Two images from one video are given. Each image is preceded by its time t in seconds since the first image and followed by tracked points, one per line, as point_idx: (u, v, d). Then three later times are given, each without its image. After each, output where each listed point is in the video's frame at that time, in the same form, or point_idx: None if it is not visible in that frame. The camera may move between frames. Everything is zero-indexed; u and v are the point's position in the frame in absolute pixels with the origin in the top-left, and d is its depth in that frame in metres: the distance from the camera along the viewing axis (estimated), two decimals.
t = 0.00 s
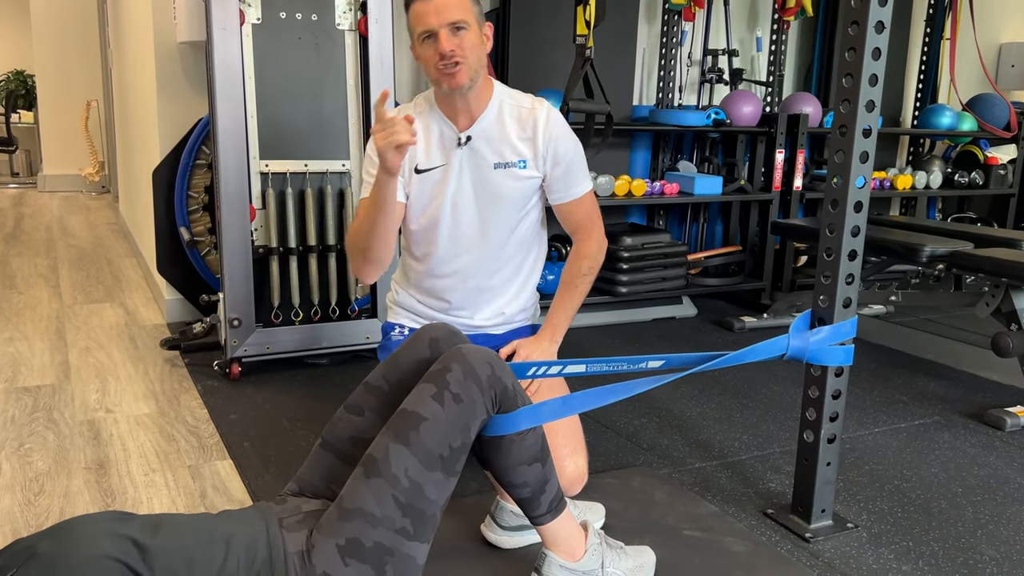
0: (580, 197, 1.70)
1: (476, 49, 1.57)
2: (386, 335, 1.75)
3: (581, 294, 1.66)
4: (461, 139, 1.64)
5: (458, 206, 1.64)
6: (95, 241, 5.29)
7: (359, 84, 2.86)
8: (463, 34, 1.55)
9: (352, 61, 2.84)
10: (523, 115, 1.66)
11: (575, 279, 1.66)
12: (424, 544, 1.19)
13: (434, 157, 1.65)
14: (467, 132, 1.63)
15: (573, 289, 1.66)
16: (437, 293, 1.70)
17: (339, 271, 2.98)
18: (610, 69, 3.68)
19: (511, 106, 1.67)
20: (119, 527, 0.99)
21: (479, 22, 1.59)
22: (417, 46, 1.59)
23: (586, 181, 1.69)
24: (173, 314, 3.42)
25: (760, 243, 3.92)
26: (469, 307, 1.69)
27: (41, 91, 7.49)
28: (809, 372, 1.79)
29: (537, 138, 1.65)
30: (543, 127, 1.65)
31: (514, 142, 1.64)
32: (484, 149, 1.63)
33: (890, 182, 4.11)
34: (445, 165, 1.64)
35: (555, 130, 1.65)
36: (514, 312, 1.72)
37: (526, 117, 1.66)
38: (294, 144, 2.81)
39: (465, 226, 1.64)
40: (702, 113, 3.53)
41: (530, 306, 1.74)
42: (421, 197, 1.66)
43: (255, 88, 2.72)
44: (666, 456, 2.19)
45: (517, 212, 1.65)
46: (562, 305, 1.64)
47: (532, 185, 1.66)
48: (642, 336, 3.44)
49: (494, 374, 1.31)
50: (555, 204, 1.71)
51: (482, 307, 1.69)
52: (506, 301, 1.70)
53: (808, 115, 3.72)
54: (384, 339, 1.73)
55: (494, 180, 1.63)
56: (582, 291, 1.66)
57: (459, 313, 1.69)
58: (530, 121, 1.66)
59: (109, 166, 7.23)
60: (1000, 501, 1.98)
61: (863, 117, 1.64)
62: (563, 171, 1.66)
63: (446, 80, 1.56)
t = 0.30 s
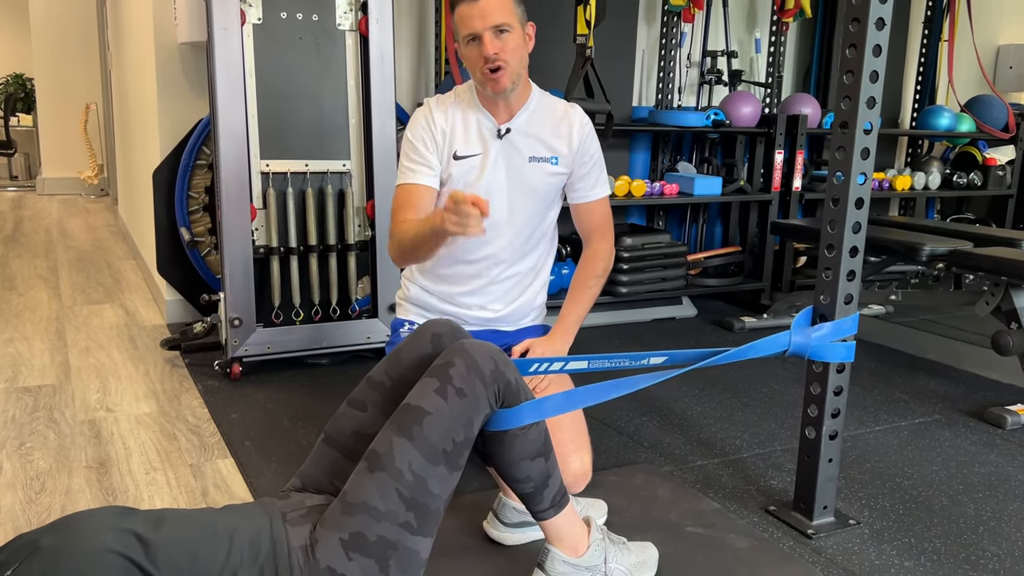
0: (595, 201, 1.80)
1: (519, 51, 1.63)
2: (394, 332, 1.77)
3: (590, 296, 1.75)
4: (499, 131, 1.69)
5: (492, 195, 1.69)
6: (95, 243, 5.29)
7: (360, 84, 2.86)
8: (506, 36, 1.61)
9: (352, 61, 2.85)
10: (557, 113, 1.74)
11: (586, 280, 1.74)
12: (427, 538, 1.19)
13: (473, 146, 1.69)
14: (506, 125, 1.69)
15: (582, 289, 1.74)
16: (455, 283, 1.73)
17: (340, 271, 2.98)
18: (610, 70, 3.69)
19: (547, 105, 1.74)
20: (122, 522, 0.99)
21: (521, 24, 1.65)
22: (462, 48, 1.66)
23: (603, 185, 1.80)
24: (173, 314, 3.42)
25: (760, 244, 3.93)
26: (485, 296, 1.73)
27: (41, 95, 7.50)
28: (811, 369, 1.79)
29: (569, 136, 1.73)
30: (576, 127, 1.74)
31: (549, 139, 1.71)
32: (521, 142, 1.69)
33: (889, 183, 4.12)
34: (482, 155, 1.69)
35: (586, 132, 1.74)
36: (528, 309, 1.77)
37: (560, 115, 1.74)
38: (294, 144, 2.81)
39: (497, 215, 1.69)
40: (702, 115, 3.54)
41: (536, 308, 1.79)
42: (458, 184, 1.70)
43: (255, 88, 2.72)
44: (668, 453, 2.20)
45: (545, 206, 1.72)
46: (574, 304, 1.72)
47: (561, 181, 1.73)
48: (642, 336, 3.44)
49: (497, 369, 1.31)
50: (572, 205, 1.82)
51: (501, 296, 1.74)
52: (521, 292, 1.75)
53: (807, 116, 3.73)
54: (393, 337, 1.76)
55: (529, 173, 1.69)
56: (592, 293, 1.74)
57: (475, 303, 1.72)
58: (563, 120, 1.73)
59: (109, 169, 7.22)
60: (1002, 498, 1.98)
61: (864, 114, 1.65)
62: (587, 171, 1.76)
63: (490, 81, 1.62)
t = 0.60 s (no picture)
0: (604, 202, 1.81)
1: (541, 52, 1.66)
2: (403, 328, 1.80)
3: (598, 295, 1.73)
4: (517, 128, 1.70)
5: (508, 192, 1.70)
6: (94, 245, 5.29)
7: (361, 83, 2.87)
8: (530, 37, 1.63)
9: (354, 61, 2.85)
10: (573, 113, 1.75)
11: (594, 280, 1.73)
12: (433, 532, 1.19)
13: (489, 142, 1.70)
14: (523, 123, 1.70)
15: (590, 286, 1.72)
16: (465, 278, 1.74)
17: (341, 270, 2.98)
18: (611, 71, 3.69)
19: (564, 105, 1.75)
20: (127, 517, 0.99)
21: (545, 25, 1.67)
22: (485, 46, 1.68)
23: (614, 189, 1.82)
24: (174, 315, 3.41)
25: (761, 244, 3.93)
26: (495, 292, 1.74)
27: (41, 98, 7.51)
28: (815, 364, 1.79)
29: (584, 136, 1.74)
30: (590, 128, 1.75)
31: (565, 138, 1.72)
32: (537, 141, 1.70)
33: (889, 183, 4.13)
34: (499, 151, 1.69)
35: (600, 133, 1.76)
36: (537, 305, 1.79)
37: (576, 115, 1.75)
38: (296, 144, 2.81)
39: (510, 212, 1.70)
40: (703, 115, 3.55)
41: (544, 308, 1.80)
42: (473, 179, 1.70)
43: (257, 87, 2.72)
44: (672, 451, 2.20)
45: (558, 204, 1.74)
46: (582, 301, 1.70)
47: (574, 180, 1.75)
48: (643, 336, 3.44)
49: (503, 363, 1.31)
50: (581, 206, 1.83)
51: (511, 292, 1.76)
52: (530, 288, 1.77)
53: (808, 117, 3.74)
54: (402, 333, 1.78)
55: (544, 170, 1.71)
56: (600, 292, 1.73)
57: (484, 297, 1.74)
58: (579, 119, 1.75)
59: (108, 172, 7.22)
60: (1005, 495, 1.98)
61: (868, 109, 1.65)
62: (600, 172, 1.77)
63: (512, 79, 1.64)
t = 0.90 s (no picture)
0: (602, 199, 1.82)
1: (547, 51, 1.66)
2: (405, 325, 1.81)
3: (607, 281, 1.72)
4: (512, 123, 1.71)
5: (504, 186, 1.70)
6: (94, 248, 5.29)
7: (363, 84, 2.87)
8: (538, 37, 1.63)
9: (356, 62, 2.86)
10: (567, 110, 1.77)
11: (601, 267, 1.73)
12: (440, 527, 1.19)
13: (485, 136, 1.71)
14: (518, 118, 1.71)
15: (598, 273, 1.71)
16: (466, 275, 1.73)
17: (343, 270, 2.98)
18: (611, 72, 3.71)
19: (558, 102, 1.77)
20: (134, 512, 0.99)
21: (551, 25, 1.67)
22: (489, 40, 1.66)
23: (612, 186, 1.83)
24: (175, 316, 3.41)
25: (761, 246, 3.94)
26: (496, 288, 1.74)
27: (42, 103, 7.53)
28: (819, 362, 1.80)
29: (579, 133, 1.76)
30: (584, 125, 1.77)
31: (560, 133, 1.74)
32: (532, 136, 1.72)
33: (889, 185, 4.14)
34: (494, 145, 1.71)
35: (594, 131, 1.78)
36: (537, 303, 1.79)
37: (570, 112, 1.77)
38: (297, 145, 2.82)
39: (508, 206, 1.71)
40: (703, 116, 3.55)
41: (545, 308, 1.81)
42: (469, 173, 1.70)
43: (259, 88, 2.72)
44: (675, 450, 2.20)
45: (554, 199, 1.75)
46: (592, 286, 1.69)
47: (570, 176, 1.76)
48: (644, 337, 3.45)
49: (509, 358, 1.31)
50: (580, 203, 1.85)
51: (512, 290, 1.76)
52: (528, 285, 1.77)
53: (808, 118, 3.74)
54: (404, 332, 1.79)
55: (540, 165, 1.72)
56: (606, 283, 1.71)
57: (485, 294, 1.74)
58: (573, 116, 1.76)
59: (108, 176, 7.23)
60: (1008, 492, 1.99)
61: (871, 106, 1.65)
62: (596, 170, 1.79)
63: (518, 76, 1.64)
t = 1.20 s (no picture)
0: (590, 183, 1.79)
1: (533, 54, 1.67)
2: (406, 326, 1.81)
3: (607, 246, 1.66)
4: (503, 120, 1.71)
5: (499, 181, 1.71)
6: (94, 252, 5.29)
7: (365, 86, 2.88)
8: (524, 43, 1.63)
9: (358, 65, 2.87)
10: (556, 107, 1.78)
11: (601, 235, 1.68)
12: (447, 524, 1.18)
13: (477, 133, 1.71)
14: (508, 114, 1.72)
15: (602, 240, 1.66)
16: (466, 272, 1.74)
17: (345, 271, 2.99)
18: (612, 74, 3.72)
19: (546, 98, 1.78)
20: (142, 509, 0.98)
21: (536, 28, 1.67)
22: (476, 44, 1.66)
23: (595, 170, 1.81)
24: (177, 319, 3.41)
25: (761, 247, 3.94)
26: (495, 284, 1.75)
27: (42, 109, 7.54)
28: (822, 360, 1.80)
29: (568, 128, 1.77)
30: (573, 120, 1.78)
31: (550, 129, 1.74)
32: (524, 131, 1.72)
33: (889, 187, 4.14)
34: (487, 141, 1.71)
35: (583, 126, 1.78)
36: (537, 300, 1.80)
37: (559, 109, 1.77)
38: (299, 147, 2.82)
39: (504, 202, 1.71)
40: (703, 119, 3.55)
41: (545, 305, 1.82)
42: (464, 171, 1.70)
43: (261, 90, 2.73)
44: (678, 450, 2.20)
45: (548, 194, 1.75)
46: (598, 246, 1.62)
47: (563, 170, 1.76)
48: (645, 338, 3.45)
49: (514, 355, 1.31)
50: (568, 187, 1.82)
51: (511, 287, 1.77)
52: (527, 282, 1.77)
53: (807, 120, 3.75)
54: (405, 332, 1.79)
55: (534, 159, 1.71)
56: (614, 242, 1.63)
57: (485, 292, 1.75)
58: (562, 113, 1.77)
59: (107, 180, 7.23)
60: (1011, 491, 1.99)
61: (874, 105, 1.66)
62: (587, 166, 1.79)
63: (506, 81, 1.66)
